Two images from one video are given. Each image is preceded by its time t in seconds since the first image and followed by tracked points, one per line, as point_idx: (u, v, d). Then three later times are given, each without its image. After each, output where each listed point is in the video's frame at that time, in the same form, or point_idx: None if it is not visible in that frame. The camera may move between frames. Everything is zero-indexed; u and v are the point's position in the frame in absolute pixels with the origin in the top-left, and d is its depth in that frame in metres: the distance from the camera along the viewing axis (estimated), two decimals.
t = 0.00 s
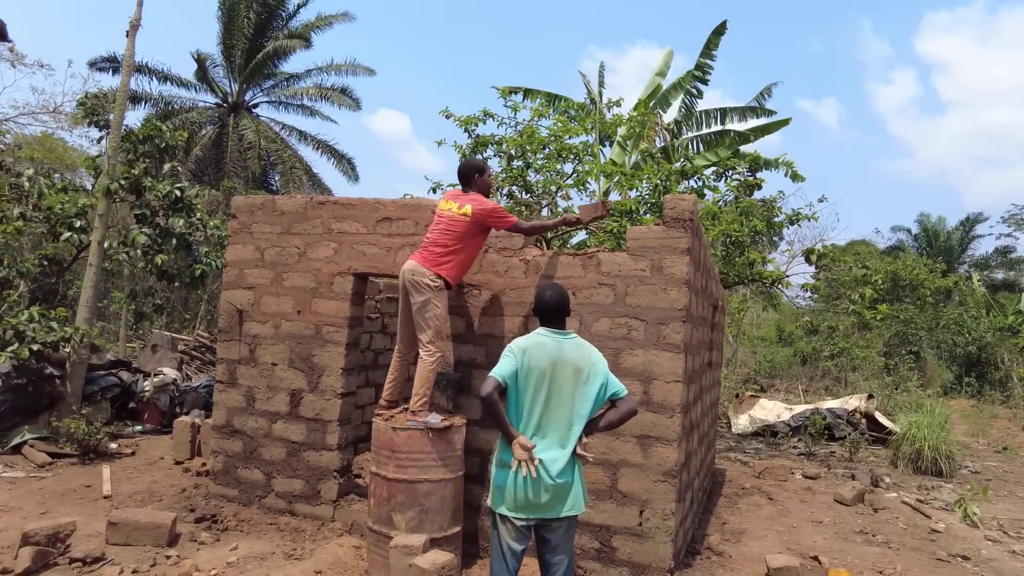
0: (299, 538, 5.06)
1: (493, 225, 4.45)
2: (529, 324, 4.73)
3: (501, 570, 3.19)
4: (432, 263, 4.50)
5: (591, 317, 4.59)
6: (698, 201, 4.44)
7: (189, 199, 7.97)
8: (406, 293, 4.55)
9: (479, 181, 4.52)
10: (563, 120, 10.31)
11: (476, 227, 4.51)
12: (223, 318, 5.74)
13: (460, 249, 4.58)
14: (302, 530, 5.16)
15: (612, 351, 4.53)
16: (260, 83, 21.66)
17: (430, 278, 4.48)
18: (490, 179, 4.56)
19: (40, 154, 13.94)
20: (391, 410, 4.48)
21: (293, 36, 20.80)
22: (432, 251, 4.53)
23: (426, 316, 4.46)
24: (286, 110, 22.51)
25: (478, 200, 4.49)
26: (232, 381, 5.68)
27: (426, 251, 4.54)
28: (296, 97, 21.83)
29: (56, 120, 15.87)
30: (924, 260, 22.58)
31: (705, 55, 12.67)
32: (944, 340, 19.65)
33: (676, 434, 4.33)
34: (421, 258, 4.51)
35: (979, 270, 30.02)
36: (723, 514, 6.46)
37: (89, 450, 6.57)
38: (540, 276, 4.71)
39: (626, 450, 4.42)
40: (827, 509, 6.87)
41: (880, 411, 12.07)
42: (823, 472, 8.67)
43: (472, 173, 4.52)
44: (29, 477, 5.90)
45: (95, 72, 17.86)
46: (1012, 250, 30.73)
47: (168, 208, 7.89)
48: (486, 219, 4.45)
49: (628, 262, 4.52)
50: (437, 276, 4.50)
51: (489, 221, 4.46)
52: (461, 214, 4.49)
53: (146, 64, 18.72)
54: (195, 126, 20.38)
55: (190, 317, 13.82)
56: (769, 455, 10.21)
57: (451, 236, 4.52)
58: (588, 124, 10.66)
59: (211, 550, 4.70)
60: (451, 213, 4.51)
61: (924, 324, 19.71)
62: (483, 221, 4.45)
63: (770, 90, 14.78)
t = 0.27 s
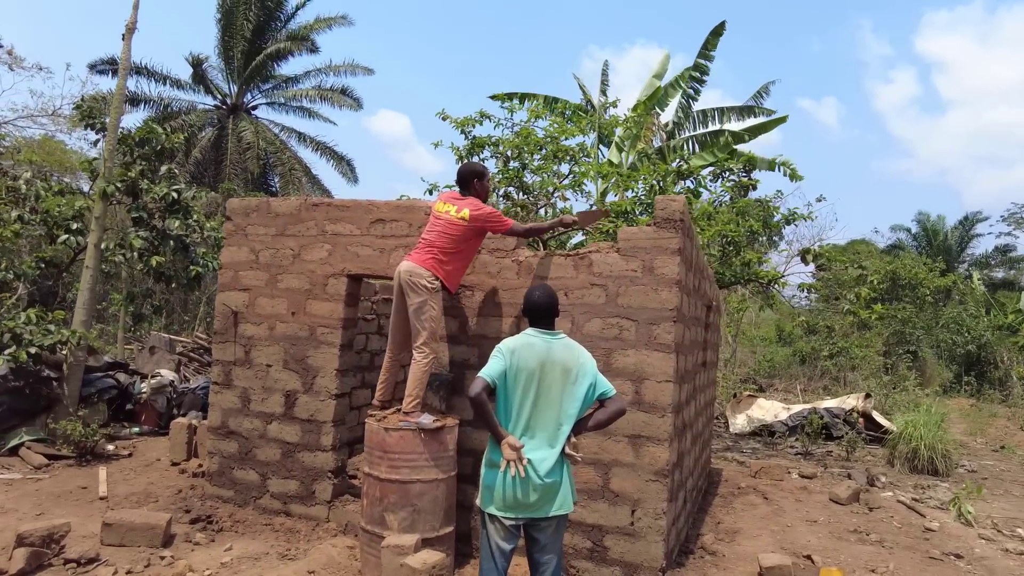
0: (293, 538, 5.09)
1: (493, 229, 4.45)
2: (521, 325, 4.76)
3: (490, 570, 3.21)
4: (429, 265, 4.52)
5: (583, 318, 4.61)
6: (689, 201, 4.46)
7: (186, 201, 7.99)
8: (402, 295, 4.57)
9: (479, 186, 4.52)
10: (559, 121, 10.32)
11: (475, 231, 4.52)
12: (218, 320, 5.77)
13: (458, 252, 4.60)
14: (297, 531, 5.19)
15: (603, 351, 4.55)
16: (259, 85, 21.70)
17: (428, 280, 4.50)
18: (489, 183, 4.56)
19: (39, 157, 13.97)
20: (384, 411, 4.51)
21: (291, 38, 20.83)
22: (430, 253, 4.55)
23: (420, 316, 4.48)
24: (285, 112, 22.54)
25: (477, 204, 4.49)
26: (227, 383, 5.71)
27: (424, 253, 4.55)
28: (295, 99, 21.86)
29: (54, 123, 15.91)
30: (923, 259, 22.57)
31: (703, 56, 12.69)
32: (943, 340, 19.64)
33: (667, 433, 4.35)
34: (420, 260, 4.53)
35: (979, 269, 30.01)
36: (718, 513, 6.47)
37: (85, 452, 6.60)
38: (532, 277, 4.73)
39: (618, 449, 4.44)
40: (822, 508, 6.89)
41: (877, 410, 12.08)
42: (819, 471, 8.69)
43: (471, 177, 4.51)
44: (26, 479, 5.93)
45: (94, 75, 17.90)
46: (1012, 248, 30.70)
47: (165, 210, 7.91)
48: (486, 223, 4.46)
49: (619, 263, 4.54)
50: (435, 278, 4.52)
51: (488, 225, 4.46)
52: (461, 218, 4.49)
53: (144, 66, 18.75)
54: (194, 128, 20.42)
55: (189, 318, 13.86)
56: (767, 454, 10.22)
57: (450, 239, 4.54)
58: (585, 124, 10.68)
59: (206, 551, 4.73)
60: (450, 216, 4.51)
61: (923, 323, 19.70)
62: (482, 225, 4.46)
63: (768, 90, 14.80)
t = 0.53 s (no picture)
0: (287, 537, 5.12)
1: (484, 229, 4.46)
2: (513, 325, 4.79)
3: (477, 567, 3.24)
4: (422, 266, 4.55)
5: (574, 318, 4.64)
6: (678, 202, 4.50)
7: (183, 202, 8.04)
8: (396, 296, 4.60)
9: (470, 186, 4.55)
10: (556, 121, 10.35)
11: (466, 231, 4.53)
12: (214, 321, 5.81)
13: (451, 252, 4.62)
14: (291, 530, 5.22)
15: (594, 351, 4.58)
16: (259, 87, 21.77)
17: (421, 280, 4.52)
18: (480, 183, 4.59)
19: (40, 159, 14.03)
20: (376, 411, 4.54)
21: (291, 39, 20.90)
22: (423, 254, 4.57)
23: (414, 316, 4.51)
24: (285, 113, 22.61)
25: (468, 204, 4.51)
26: (222, 383, 5.75)
27: (417, 253, 4.59)
28: (296, 100, 21.92)
29: (55, 124, 15.97)
30: (924, 258, 22.55)
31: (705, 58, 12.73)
32: (943, 339, 19.62)
33: (657, 432, 4.38)
34: (412, 260, 4.56)
35: (980, 269, 29.96)
36: (712, 513, 6.49)
37: (83, 452, 6.65)
38: (524, 277, 4.76)
39: (608, 448, 4.47)
40: (816, 507, 6.91)
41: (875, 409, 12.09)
42: (815, 471, 8.70)
43: (462, 177, 4.55)
44: (23, 479, 5.98)
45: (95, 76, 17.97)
46: (1013, 248, 30.65)
47: (162, 212, 7.95)
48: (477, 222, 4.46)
49: (609, 263, 4.57)
50: (429, 278, 4.55)
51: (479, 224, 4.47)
52: (452, 218, 4.51)
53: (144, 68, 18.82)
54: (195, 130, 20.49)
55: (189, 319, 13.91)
56: (763, 453, 10.23)
57: (442, 239, 4.56)
58: (582, 125, 10.71)
59: (200, 549, 4.76)
60: (441, 216, 4.54)
61: (923, 322, 19.69)
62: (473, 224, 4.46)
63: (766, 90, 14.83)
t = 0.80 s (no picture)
0: (285, 535, 5.15)
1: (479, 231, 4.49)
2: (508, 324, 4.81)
3: (470, 565, 3.27)
4: (417, 265, 4.58)
5: (570, 317, 4.66)
6: (673, 202, 4.52)
7: (183, 203, 8.08)
8: (391, 295, 4.63)
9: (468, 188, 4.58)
10: (556, 121, 10.37)
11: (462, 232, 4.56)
12: (213, 321, 5.85)
13: (447, 254, 4.64)
14: (290, 528, 5.25)
15: (589, 350, 4.60)
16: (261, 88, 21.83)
17: (415, 280, 4.55)
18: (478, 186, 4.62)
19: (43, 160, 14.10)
20: (373, 410, 4.57)
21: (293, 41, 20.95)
22: (419, 254, 4.60)
23: (409, 316, 4.54)
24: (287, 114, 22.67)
25: (465, 207, 4.54)
26: (221, 383, 5.78)
27: (413, 253, 4.62)
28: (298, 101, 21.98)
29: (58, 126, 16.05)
30: (926, 258, 22.50)
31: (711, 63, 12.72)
32: (946, 339, 19.57)
33: (651, 431, 4.40)
34: (408, 260, 4.59)
35: (984, 268, 29.86)
36: (710, 512, 6.51)
37: (84, 452, 6.69)
38: (519, 276, 4.78)
39: (603, 447, 4.49)
40: (814, 506, 6.92)
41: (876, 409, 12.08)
42: (814, 470, 8.70)
43: (460, 179, 4.59)
44: (24, 478, 6.02)
45: (97, 78, 18.05)
46: (1017, 248, 30.56)
47: (162, 213, 8.00)
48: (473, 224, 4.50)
49: (604, 263, 4.59)
50: (423, 278, 4.58)
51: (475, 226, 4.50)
52: (449, 219, 4.54)
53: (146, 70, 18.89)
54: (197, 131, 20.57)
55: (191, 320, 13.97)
56: (763, 453, 10.24)
57: (438, 240, 4.59)
58: (581, 125, 10.73)
59: (199, 548, 4.80)
60: (438, 217, 4.57)
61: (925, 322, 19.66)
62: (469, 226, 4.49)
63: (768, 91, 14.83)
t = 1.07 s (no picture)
0: (290, 532, 5.17)
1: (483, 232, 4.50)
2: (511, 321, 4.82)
3: (473, 561, 3.28)
4: (418, 262, 4.59)
5: (573, 314, 4.66)
6: (677, 198, 4.51)
7: (188, 202, 8.12)
8: (391, 291, 4.65)
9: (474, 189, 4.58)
10: (560, 119, 10.35)
11: (466, 233, 4.57)
12: (218, 318, 5.87)
13: (449, 253, 4.65)
14: (295, 525, 5.27)
15: (593, 347, 4.60)
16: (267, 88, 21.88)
17: (415, 276, 4.56)
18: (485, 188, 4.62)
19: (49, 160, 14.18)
20: (376, 407, 4.59)
21: (298, 40, 20.99)
22: (421, 251, 4.61)
23: (411, 314, 4.55)
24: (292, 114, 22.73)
25: (470, 207, 4.54)
26: (227, 380, 5.81)
27: (415, 250, 4.62)
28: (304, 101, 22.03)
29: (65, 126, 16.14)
30: (933, 255, 22.39)
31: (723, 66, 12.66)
32: (953, 337, 19.46)
33: (655, 428, 4.40)
34: (409, 256, 4.60)
35: (992, 266, 29.66)
36: (714, 509, 6.50)
37: (91, 449, 6.73)
38: (522, 274, 4.78)
39: (607, 444, 4.49)
40: (819, 504, 6.90)
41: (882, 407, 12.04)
42: (819, 468, 8.68)
43: (467, 180, 4.57)
44: (32, 475, 6.07)
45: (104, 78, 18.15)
46: None
47: (167, 212, 8.03)
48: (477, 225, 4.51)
49: (607, 260, 4.59)
50: (423, 275, 4.58)
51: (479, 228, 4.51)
52: (454, 219, 4.55)
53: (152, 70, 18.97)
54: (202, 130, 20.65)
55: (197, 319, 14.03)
56: (768, 451, 10.22)
57: (441, 238, 4.60)
58: (586, 123, 10.72)
59: (204, 544, 4.82)
60: (443, 216, 4.57)
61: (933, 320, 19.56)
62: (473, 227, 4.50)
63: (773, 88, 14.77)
